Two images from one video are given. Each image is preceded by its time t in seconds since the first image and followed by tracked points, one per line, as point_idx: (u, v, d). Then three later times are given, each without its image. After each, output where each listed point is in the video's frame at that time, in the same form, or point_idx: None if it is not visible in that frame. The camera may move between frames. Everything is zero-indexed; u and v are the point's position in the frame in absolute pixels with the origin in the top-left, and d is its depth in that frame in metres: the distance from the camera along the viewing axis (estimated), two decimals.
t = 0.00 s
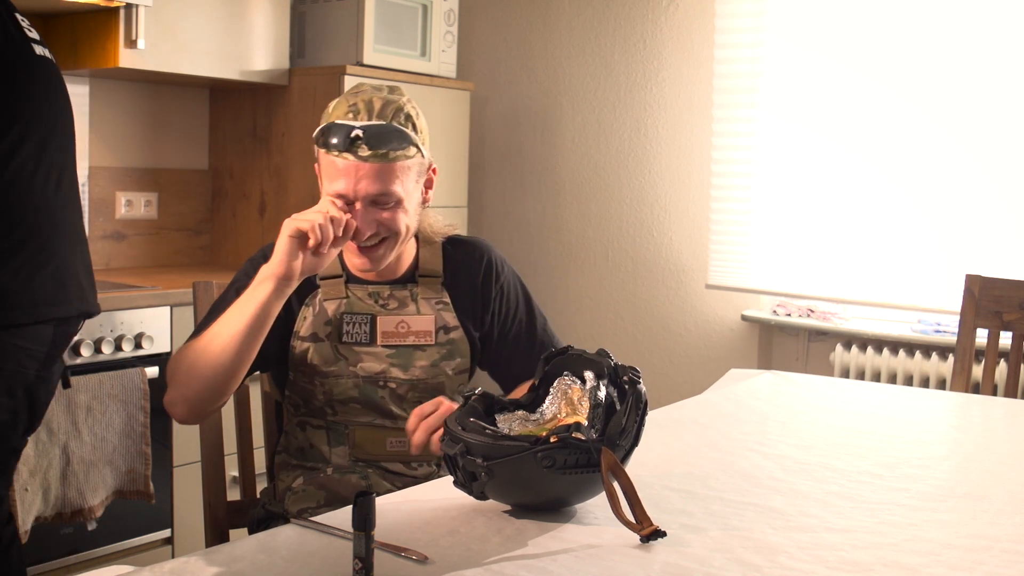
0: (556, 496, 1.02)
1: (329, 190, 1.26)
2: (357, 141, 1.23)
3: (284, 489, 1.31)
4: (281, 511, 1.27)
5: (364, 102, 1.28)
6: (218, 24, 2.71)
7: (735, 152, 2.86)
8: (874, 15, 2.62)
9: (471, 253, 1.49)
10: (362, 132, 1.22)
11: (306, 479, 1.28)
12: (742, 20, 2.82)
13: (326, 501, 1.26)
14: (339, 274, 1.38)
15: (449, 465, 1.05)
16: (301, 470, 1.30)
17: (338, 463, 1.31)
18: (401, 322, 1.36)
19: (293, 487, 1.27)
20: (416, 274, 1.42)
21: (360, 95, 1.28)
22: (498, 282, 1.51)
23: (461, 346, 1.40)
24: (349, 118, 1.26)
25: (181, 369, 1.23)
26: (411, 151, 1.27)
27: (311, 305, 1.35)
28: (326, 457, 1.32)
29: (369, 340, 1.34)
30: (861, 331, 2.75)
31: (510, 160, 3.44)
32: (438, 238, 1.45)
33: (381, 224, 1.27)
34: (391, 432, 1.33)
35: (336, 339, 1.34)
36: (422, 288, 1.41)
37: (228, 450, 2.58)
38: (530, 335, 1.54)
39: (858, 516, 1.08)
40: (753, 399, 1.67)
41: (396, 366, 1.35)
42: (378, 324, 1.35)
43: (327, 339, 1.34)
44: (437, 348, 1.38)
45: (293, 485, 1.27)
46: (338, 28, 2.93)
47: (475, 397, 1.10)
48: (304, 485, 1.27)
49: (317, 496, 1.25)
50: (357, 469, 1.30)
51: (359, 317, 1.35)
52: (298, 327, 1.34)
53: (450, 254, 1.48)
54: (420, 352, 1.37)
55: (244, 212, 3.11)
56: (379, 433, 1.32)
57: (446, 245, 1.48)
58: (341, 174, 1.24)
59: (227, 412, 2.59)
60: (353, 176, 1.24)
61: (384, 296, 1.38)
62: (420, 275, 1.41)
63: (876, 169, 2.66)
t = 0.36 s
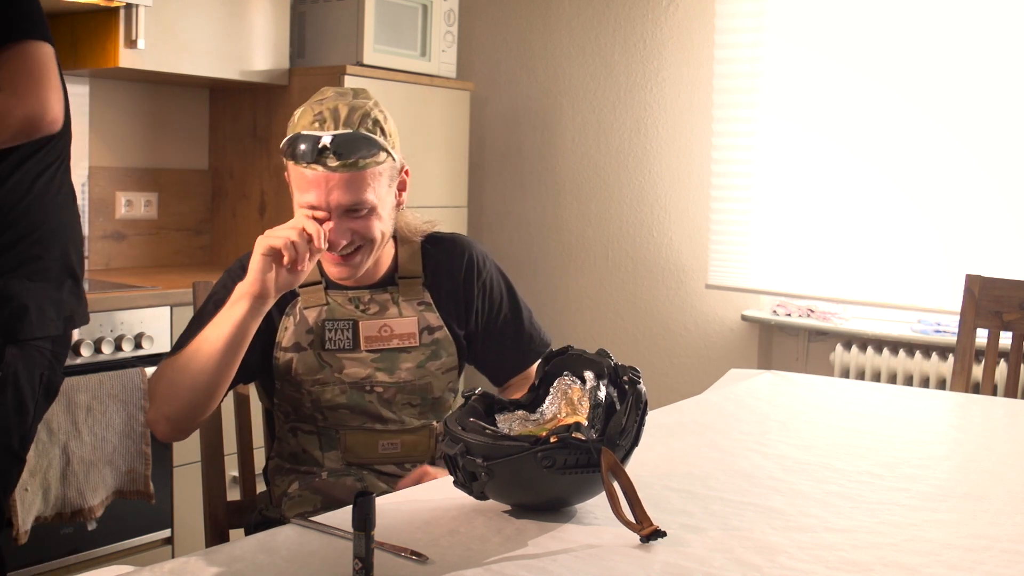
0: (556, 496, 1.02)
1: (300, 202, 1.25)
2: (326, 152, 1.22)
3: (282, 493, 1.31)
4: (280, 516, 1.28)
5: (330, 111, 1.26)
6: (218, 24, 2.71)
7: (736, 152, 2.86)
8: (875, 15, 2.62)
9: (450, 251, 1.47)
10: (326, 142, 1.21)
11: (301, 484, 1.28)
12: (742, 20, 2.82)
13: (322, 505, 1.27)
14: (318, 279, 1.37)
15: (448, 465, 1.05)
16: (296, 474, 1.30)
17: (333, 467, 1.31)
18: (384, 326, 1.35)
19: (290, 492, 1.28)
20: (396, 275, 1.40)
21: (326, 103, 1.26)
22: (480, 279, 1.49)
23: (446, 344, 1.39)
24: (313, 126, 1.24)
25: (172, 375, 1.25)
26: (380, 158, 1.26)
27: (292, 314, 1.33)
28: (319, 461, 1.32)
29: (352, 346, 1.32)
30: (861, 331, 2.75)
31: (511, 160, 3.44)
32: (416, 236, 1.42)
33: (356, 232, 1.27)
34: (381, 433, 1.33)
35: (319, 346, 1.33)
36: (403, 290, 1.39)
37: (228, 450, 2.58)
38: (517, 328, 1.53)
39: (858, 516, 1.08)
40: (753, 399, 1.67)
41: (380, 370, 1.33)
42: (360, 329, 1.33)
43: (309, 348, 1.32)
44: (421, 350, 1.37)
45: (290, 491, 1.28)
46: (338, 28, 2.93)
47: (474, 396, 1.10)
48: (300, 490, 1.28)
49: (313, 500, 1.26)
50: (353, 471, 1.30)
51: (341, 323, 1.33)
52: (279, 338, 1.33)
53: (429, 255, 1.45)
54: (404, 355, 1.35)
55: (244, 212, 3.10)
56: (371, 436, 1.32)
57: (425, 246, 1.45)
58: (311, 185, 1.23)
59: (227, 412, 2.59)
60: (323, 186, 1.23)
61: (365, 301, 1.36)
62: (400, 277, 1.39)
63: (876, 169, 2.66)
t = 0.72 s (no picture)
0: (555, 496, 1.02)
1: (303, 220, 1.23)
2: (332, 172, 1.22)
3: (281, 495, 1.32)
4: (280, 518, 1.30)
5: (331, 128, 1.26)
6: (219, 24, 2.71)
7: (735, 152, 2.86)
8: (875, 15, 2.62)
9: (443, 255, 1.46)
10: (336, 163, 1.22)
11: (300, 488, 1.30)
12: (742, 20, 2.82)
13: (320, 508, 1.29)
14: (308, 287, 1.36)
15: (448, 465, 1.05)
16: (294, 477, 1.30)
17: (330, 470, 1.31)
18: (376, 332, 1.34)
19: (289, 496, 1.30)
20: (388, 281, 1.40)
21: (326, 121, 1.26)
22: (473, 283, 1.48)
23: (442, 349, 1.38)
24: (317, 146, 1.24)
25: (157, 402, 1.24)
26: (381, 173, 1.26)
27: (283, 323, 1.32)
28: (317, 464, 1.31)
29: (344, 354, 1.32)
30: (861, 331, 2.75)
31: (511, 160, 3.44)
32: (407, 238, 1.42)
33: (360, 249, 1.25)
34: (379, 437, 1.32)
35: (312, 354, 1.32)
36: (395, 297, 1.38)
37: (228, 450, 2.58)
38: (513, 328, 1.52)
39: (857, 516, 1.08)
40: (753, 399, 1.67)
41: (375, 376, 1.33)
42: (353, 336, 1.33)
43: (303, 355, 1.32)
44: (415, 356, 1.36)
45: (288, 494, 1.30)
46: (339, 28, 2.93)
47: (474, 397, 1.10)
48: (299, 493, 1.30)
49: (312, 503, 1.28)
50: (351, 475, 1.31)
51: (333, 330, 1.32)
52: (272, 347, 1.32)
53: (419, 258, 1.44)
54: (398, 361, 1.35)
55: (244, 212, 3.10)
56: (368, 441, 1.32)
57: (416, 249, 1.44)
58: (315, 203, 1.22)
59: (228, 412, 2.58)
60: (327, 205, 1.22)
61: (357, 308, 1.36)
62: (392, 284, 1.39)
63: (875, 169, 2.66)
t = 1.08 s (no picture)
0: (555, 496, 1.02)
1: (322, 218, 1.23)
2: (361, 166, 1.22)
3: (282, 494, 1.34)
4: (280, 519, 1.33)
5: (350, 122, 1.25)
6: (219, 24, 2.71)
7: (735, 152, 2.86)
8: (875, 15, 2.62)
9: (437, 256, 1.47)
10: (364, 156, 1.21)
11: (299, 491, 1.31)
12: (742, 20, 2.82)
13: (319, 511, 1.31)
14: (303, 292, 1.33)
15: (448, 465, 1.05)
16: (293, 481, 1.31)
17: (328, 474, 1.32)
18: (372, 337, 1.33)
19: (288, 498, 1.31)
20: (384, 285, 1.38)
21: (343, 115, 1.25)
22: (468, 284, 1.48)
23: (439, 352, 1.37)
24: (340, 141, 1.23)
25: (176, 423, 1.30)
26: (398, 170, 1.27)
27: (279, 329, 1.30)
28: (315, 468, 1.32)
29: (341, 359, 1.31)
30: (861, 331, 2.75)
31: (510, 160, 3.44)
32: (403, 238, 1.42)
33: (379, 246, 1.26)
34: (376, 438, 1.33)
35: (308, 359, 1.30)
36: (391, 300, 1.37)
37: (228, 450, 2.58)
38: (511, 330, 1.52)
39: (857, 516, 1.08)
40: (753, 399, 1.67)
41: (371, 380, 1.32)
42: (349, 341, 1.31)
43: (298, 361, 1.30)
44: (411, 360, 1.35)
45: (288, 496, 1.31)
46: (339, 28, 2.93)
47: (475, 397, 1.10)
48: (298, 496, 1.31)
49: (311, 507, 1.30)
50: (349, 478, 1.32)
51: (329, 336, 1.30)
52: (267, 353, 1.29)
53: (414, 259, 1.44)
54: (394, 365, 1.34)
55: (244, 212, 3.10)
56: (365, 444, 1.33)
57: (410, 249, 1.45)
58: (336, 200, 1.22)
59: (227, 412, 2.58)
60: (347, 201, 1.22)
61: (353, 312, 1.33)
62: (387, 287, 1.37)
63: (875, 170, 2.66)
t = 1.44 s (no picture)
0: (555, 496, 1.02)
1: (328, 201, 1.24)
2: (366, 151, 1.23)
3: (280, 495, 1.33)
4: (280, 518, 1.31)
5: (357, 110, 1.26)
6: (218, 24, 2.71)
7: (736, 152, 2.86)
8: (875, 15, 2.62)
9: (435, 254, 1.47)
10: (370, 142, 1.22)
11: (298, 489, 1.30)
12: (742, 20, 2.82)
13: (319, 509, 1.30)
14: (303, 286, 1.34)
15: (448, 466, 1.05)
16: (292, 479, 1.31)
17: (327, 472, 1.31)
18: (371, 330, 1.34)
19: (288, 497, 1.30)
20: (383, 279, 1.39)
21: (351, 104, 1.26)
22: (466, 281, 1.48)
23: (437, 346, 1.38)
24: (346, 127, 1.24)
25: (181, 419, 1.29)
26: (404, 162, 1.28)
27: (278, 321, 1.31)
28: (313, 466, 1.32)
29: (341, 352, 1.32)
30: (861, 331, 2.75)
31: (511, 160, 3.43)
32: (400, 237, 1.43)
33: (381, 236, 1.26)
34: (374, 435, 1.33)
35: (308, 352, 1.31)
36: (390, 292, 1.38)
37: (228, 450, 2.58)
38: (510, 327, 1.52)
39: (857, 516, 1.08)
40: (753, 399, 1.67)
41: (371, 374, 1.33)
42: (348, 334, 1.32)
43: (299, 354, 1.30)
44: (410, 353, 1.36)
45: (287, 495, 1.30)
46: (339, 29, 2.93)
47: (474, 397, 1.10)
48: (297, 495, 1.30)
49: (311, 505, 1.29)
50: (347, 475, 1.31)
51: (329, 329, 1.31)
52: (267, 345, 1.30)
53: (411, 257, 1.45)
54: (393, 359, 1.35)
55: (244, 212, 3.11)
56: (364, 440, 1.33)
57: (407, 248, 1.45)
58: (343, 184, 1.23)
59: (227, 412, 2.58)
60: (354, 185, 1.22)
61: (352, 305, 1.34)
62: (387, 280, 1.39)
63: (875, 170, 2.66)
